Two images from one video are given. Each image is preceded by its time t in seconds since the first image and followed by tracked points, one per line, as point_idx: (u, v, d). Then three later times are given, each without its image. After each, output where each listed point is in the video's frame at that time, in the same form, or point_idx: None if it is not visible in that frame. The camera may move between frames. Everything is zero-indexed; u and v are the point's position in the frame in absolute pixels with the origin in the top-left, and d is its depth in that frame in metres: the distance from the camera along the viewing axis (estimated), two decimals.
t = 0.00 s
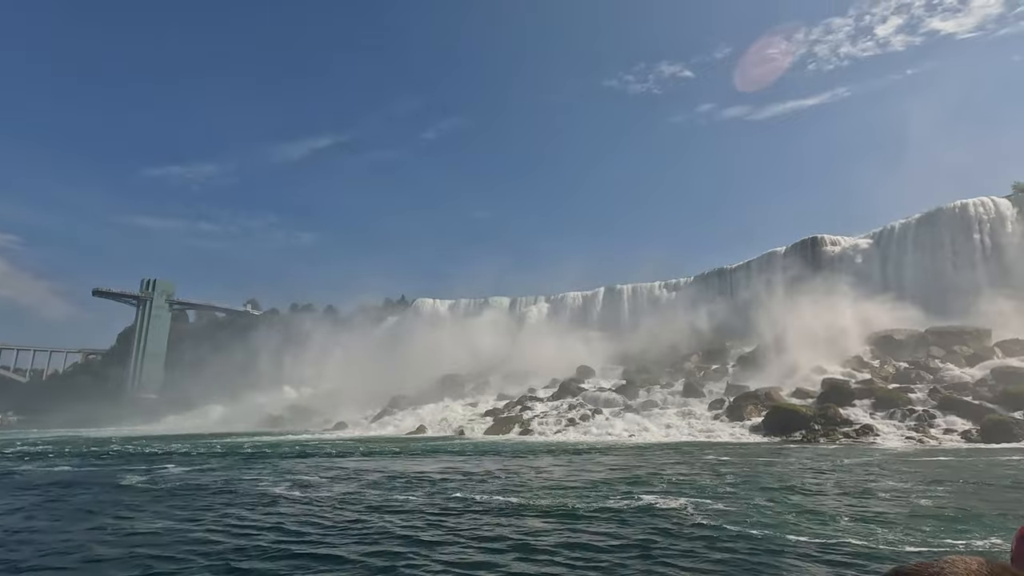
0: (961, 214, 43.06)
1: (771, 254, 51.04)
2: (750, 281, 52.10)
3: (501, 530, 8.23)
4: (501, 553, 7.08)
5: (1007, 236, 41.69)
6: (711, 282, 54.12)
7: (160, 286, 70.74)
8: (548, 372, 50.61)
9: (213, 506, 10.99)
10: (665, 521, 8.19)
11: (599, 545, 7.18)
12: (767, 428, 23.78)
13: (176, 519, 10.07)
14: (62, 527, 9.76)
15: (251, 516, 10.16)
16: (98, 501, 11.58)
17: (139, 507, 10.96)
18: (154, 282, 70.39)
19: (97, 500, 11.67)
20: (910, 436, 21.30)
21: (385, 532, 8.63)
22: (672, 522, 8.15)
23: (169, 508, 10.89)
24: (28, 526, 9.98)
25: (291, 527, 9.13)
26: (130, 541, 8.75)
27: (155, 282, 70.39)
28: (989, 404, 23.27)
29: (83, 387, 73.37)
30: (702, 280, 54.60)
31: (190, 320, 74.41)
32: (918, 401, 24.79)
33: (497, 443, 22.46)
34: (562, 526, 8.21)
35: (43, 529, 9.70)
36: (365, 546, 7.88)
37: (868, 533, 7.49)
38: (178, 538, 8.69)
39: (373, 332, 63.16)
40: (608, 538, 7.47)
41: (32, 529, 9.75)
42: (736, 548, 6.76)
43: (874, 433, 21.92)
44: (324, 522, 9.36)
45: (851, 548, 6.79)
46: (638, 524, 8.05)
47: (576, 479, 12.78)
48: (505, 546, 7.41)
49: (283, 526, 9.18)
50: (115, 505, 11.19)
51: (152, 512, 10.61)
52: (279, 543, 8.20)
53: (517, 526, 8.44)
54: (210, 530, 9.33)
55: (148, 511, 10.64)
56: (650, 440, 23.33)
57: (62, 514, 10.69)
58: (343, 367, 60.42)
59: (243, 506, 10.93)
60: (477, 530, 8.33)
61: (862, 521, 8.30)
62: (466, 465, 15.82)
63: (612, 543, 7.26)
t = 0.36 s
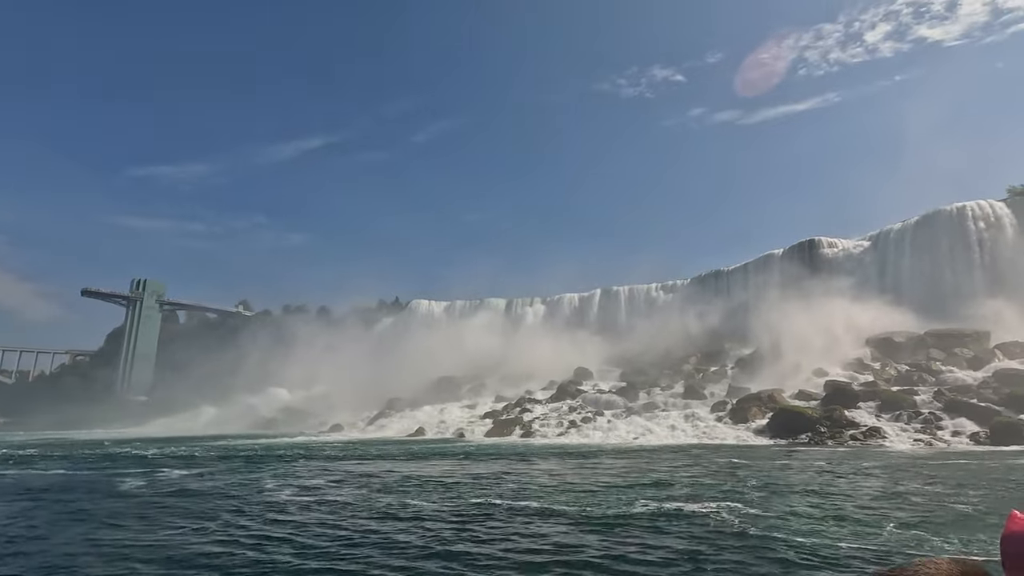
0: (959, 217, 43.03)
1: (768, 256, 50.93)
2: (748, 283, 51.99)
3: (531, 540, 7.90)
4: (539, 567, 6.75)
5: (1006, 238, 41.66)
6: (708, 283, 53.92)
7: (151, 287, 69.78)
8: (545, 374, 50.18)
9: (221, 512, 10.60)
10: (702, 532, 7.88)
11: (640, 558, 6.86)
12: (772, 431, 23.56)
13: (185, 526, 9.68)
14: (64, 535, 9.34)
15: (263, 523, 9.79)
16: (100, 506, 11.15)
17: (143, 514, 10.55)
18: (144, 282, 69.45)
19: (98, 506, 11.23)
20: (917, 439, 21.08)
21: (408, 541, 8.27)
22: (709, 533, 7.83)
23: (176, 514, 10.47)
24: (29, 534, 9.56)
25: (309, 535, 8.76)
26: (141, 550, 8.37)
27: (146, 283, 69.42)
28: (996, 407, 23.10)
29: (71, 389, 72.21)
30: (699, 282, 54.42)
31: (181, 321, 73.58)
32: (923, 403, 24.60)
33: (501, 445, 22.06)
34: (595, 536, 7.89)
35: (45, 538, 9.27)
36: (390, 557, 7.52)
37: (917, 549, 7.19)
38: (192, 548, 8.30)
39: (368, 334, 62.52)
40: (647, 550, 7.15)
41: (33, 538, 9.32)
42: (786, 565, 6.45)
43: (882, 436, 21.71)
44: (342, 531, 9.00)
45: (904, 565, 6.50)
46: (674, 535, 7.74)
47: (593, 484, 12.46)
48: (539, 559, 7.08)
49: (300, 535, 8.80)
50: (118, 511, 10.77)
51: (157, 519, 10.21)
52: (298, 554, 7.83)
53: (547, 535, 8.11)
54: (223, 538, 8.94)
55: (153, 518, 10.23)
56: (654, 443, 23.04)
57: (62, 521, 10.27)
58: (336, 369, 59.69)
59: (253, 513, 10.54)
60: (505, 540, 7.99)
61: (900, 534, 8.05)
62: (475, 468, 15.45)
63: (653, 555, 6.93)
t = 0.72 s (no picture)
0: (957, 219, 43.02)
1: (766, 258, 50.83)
2: (745, 285, 51.89)
3: (567, 559, 7.51)
4: None
5: (1004, 241, 41.66)
6: (706, 285, 53.72)
7: (142, 287, 68.87)
8: (543, 376, 49.79)
9: (232, 518, 10.20)
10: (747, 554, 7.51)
11: None
12: (779, 434, 23.32)
13: (196, 534, 9.28)
14: (69, 544, 8.93)
15: (279, 531, 9.40)
16: (102, 513, 10.68)
17: (153, 518, 10.14)
18: (136, 282, 68.60)
19: (100, 512, 10.76)
20: (926, 441, 20.88)
21: (436, 557, 7.86)
22: (754, 555, 7.46)
23: (185, 519, 10.07)
24: (32, 542, 9.13)
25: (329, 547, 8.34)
26: (152, 562, 7.94)
27: (137, 283, 68.49)
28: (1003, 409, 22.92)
29: (59, 391, 71.14)
30: (697, 284, 54.21)
31: (173, 322, 72.78)
32: (929, 405, 24.42)
33: (505, 449, 21.66)
34: (634, 556, 7.51)
35: (47, 548, 8.81)
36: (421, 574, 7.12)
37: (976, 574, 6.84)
38: (207, 561, 7.87)
39: (363, 336, 61.90)
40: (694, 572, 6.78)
41: (36, 546, 8.88)
42: None
43: (890, 439, 21.51)
44: (363, 543, 8.58)
45: None
46: (718, 557, 7.37)
47: (613, 493, 12.14)
48: None
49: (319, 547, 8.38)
50: (124, 516, 10.36)
51: (166, 523, 9.80)
52: (320, 571, 7.37)
53: (582, 553, 7.73)
54: (238, 549, 8.51)
55: (163, 522, 9.82)
56: (660, 446, 22.74)
57: (65, 527, 9.83)
58: (331, 372, 59.04)
59: (266, 520, 10.15)
60: (540, 558, 7.60)
61: (944, 555, 7.73)
62: (486, 473, 15.10)
63: None
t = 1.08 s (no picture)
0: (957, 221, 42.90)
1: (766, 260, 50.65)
2: (744, 287, 51.70)
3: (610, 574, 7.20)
4: None
5: (1004, 244, 41.62)
6: (705, 287, 53.52)
7: (135, 287, 68.15)
8: (542, 379, 49.37)
9: (247, 522, 9.80)
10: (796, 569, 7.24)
11: None
12: (787, 436, 23.11)
13: (212, 538, 8.87)
14: (78, 551, 8.50)
15: (298, 539, 8.99)
16: (112, 517, 10.31)
17: (164, 523, 9.71)
18: (128, 282, 67.77)
19: (110, 516, 10.39)
20: (937, 444, 20.69)
21: (471, 568, 7.54)
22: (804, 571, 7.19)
23: (198, 523, 9.66)
24: (37, 548, 8.69)
25: (357, 556, 7.99)
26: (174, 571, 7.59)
27: (130, 283, 67.75)
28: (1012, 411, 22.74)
29: (49, 392, 70.14)
30: (696, 286, 54.03)
31: (166, 323, 72.05)
32: (937, 408, 24.25)
33: (512, 451, 21.31)
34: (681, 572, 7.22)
35: (59, 556, 8.43)
36: None
37: None
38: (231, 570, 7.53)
39: (358, 337, 61.35)
40: None
41: (42, 554, 8.45)
42: None
43: (900, 441, 21.32)
44: (392, 552, 8.25)
45: None
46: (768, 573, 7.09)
47: (636, 498, 11.79)
48: None
49: (347, 557, 8.03)
50: (133, 520, 9.93)
51: (178, 527, 9.38)
52: None
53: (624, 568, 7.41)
54: (262, 556, 8.17)
55: (174, 527, 9.40)
56: (668, 448, 22.46)
57: (72, 533, 9.40)
58: (326, 373, 58.41)
59: (283, 525, 9.76)
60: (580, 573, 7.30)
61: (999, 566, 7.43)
62: (500, 476, 14.74)
63: None
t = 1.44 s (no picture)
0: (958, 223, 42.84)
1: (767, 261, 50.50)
2: (745, 288, 51.52)
3: None
4: None
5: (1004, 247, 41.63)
6: (705, 288, 53.33)
7: (130, 287, 67.43)
8: (542, 380, 48.98)
9: (261, 524, 9.33)
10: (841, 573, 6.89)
11: None
12: (796, 438, 22.83)
13: (226, 543, 8.41)
14: (83, 556, 8.01)
15: (317, 541, 8.55)
16: (115, 520, 9.87)
17: (172, 527, 9.25)
18: (123, 282, 67.07)
19: (114, 519, 9.95)
20: (948, 445, 20.43)
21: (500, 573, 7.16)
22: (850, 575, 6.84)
23: (210, 527, 9.20)
24: (42, 555, 8.22)
25: (377, 561, 7.59)
26: None
27: (125, 283, 67.04)
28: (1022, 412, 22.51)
29: (41, 393, 69.26)
30: (696, 287, 53.84)
31: (161, 323, 71.35)
32: (946, 409, 24.02)
33: (518, 452, 20.94)
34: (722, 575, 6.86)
35: (61, 560, 7.99)
36: None
37: None
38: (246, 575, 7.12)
39: (356, 338, 60.87)
40: None
41: (46, 560, 7.97)
42: None
43: (910, 442, 21.06)
44: (414, 556, 7.84)
45: None
46: None
47: (660, 501, 11.39)
48: None
49: (366, 561, 7.62)
50: (140, 524, 9.46)
51: (189, 532, 8.92)
52: None
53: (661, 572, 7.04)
54: (277, 560, 7.75)
55: (186, 531, 8.94)
56: (676, 450, 22.13)
57: (78, 538, 8.93)
58: (323, 374, 57.88)
59: (300, 526, 9.29)
60: None
61: None
62: (513, 479, 14.33)
63: None
